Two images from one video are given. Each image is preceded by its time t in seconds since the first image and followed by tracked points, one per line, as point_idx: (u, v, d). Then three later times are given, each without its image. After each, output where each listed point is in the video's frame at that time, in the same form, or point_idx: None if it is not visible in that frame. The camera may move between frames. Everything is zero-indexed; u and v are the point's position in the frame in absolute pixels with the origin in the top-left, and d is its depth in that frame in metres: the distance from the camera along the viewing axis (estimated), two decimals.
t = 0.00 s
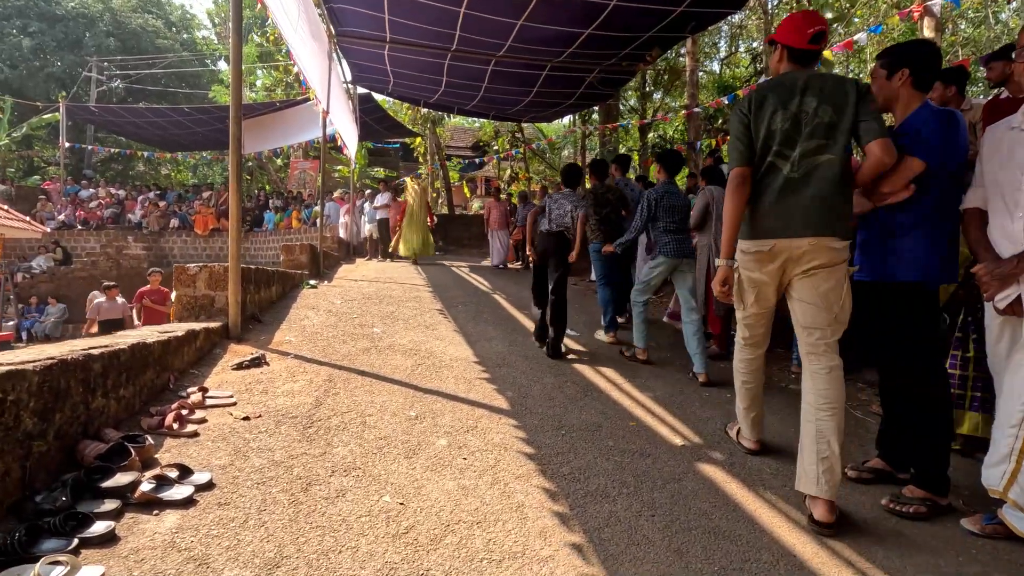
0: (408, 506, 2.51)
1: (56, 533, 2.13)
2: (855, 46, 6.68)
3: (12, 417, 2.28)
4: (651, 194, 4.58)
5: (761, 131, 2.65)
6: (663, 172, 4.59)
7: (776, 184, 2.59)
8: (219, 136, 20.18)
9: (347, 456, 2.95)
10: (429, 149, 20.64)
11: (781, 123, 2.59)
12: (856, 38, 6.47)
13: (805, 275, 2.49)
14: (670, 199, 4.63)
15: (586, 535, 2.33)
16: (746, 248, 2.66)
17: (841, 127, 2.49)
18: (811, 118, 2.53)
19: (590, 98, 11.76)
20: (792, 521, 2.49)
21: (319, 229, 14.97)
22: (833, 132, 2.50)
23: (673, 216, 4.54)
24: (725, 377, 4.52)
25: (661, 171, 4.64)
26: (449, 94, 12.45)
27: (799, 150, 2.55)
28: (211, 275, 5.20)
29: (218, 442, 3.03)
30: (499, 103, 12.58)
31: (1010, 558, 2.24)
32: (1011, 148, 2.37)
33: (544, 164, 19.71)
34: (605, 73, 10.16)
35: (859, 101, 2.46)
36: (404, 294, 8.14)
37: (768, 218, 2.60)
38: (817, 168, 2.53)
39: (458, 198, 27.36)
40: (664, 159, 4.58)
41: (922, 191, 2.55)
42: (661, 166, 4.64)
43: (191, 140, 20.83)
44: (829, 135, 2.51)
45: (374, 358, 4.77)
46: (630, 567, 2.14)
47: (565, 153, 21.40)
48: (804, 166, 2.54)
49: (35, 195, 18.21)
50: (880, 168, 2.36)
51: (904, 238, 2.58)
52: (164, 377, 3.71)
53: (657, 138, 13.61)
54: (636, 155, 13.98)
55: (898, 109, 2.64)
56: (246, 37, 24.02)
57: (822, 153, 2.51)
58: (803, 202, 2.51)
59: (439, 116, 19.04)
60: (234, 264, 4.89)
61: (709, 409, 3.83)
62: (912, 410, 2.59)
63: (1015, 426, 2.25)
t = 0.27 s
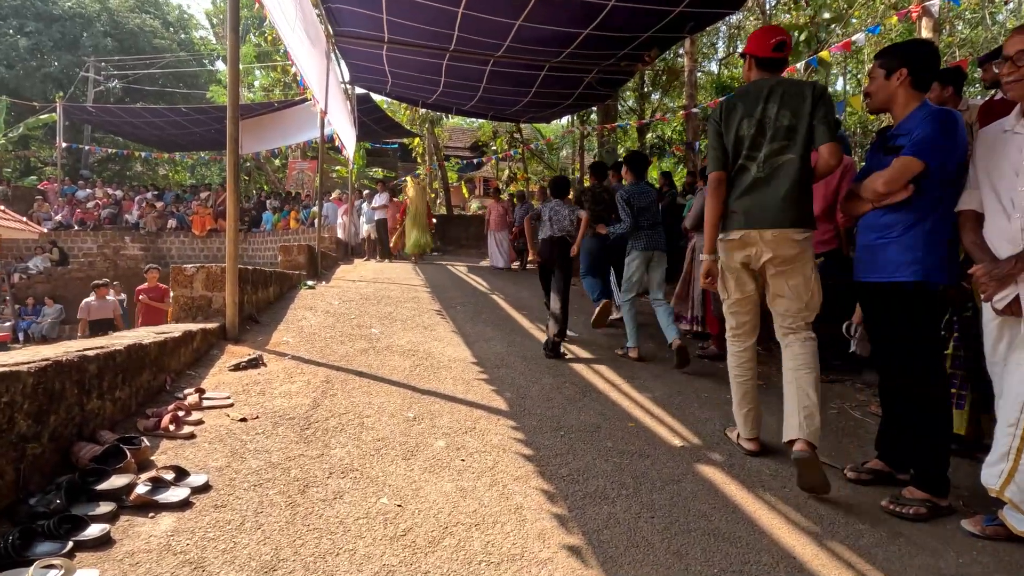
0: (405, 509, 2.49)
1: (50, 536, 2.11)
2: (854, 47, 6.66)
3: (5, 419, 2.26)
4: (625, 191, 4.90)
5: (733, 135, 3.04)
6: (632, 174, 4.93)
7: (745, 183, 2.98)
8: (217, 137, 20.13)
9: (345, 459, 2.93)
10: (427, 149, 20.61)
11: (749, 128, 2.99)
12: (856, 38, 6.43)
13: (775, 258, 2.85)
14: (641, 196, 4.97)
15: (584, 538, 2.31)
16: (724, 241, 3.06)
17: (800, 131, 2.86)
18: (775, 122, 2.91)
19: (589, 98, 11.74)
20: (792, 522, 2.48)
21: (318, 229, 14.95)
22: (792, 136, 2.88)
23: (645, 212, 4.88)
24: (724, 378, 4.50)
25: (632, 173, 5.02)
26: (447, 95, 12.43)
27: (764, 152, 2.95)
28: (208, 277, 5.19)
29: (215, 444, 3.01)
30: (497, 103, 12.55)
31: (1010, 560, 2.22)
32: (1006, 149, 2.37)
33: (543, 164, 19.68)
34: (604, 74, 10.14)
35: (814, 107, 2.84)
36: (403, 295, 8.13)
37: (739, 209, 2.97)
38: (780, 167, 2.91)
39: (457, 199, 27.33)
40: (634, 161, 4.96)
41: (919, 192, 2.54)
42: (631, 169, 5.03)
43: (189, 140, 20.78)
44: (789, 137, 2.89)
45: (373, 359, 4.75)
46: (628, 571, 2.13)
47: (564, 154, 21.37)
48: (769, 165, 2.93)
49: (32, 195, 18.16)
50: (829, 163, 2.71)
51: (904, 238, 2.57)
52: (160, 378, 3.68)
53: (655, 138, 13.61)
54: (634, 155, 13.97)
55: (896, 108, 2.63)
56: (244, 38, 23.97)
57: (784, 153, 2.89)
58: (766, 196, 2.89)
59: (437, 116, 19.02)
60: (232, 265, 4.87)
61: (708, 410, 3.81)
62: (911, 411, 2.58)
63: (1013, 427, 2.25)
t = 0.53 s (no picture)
0: (403, 512, 2.48)
1: (45, 539, 2.10)
2: (851, 47, 6.66)
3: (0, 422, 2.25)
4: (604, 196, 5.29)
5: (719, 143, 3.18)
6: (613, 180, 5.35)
7: (732, 189, 3.13)
8: (214, 137, 20.08)
9: (343, 461, 2.92)
10: (425, 150, 20.58)
11: (732, 137, 3.12)
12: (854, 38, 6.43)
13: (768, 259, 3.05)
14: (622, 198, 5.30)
15: (583, 540, 2.31)
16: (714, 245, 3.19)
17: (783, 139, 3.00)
18: (759, 131, 3.04)
19: (587, 99, 11.73)
20: (791, 525, 2.47)
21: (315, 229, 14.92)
22: (775, 142, 3.02)
23: (624, 213, 5.26)
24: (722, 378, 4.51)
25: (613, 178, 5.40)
26: (445, 95, 12.42)
27: (749, 159, 3.08)
28: (206, 278, 5.17)
29: (212, 445, 3.00)
30: (495, 104, 12.53)
31: (1009, 562, 2.22)
32: (1005, 151, 2.37)
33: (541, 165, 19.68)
34: (602, 74, 10.14)
35: (796, 117, 2.97)
36: (400, 296, 8.12)
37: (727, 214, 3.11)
38: (765, 174, 3.05)
39: (455, 200, 27.30)
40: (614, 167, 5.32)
41: (918, 193, 2.54)
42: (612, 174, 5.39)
43: (187, 141, 20.73)
44: (773, 146, 3.03)
45: (371, 360, 4.74)
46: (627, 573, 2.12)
47: (562, 154, 21.36)
48: (754, 172, 3.07)
49: (29, 196, 18.09)
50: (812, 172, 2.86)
51: (902, 239, 2.58)
52: (157, 380, 3.67)
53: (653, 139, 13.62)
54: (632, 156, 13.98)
55: (894, 109, 2.63)
56: (242, 38, 23.93)
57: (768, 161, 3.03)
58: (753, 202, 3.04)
59: (435, 116, 19.00)
60: (229, 266, 4.85)
61: (707, 411, 3.81)
62: (910, 412, 2.58)
63: (1012, 430, 2.26)
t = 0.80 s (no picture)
0: (403, 513, 2.47)
1: (44, 540, 2.10)
2: (850, 48, 6.68)
3: None
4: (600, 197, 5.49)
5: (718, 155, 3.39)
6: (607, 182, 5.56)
7: (729, 196, 3.31)
8: (213, 137, 20.05)
9: (342, 462, 2.92)
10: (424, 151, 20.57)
11: (730, 150, 3.34)
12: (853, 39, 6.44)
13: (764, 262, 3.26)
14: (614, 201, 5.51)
15: (583, 541, 2.30)
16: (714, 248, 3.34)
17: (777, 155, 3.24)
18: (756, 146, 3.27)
19: (587, 99, 11.74)
20: (791, 525, 2.48)
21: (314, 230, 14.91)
22: (770, 157, 3.25)
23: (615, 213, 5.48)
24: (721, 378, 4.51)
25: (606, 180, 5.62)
26: (445, 96, 12.41)
27: (745, 171, 3.30)
28: (205, 278, 5.16)
29: (211, 446, 3.00)
30: (495, 104, 12.53)
31: (1008, 563, 2.22)
32: (1012, 150, 2.35)
33: (540, 165, 19.69)
34: (601, 75, 10.15)
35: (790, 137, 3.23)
36: (400, 296, 8.11)
37: (725, 220, 3.28)
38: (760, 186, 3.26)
39: (454, 200, 27.28)
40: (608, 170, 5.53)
41: (918, 194, 2.54)
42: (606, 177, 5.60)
43: (185, 141, 20.69)
44: (768, 160, 3.26)
45: (370, 361, 4.73)
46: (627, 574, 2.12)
47: (561, 155, 21.36)
48: (750, 183, 3.28)
49: (26, 196, 18.05)
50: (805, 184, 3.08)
51: (901, 239, 2.58)
52: (156, 380, 3.66)
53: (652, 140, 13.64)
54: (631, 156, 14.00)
55: (894, 110, 2.64)
56: (241, 39, 23.91)
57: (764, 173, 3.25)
58: (750, 209, 3.23)
59: (435, 117, 19.00)
60: (229, 267, 4.85)
61: (706, 411, 3.81)
62: (909, 413, 2.58)
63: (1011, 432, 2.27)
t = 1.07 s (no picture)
0: (402, 515, 2.47)
1: (42, 542, 2.09)
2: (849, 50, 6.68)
3: None
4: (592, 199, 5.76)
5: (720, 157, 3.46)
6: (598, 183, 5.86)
7: (732, 198, 3.40)
8: (212, 138, 20.04)
9: (341, 463, 2.91)
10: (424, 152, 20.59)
11: (732, 152, 3.42)
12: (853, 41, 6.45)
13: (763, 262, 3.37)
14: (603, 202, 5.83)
15: (582, 543, 2.30)
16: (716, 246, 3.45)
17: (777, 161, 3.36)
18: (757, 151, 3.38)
19: (586, 100, 11.74)
20: (790, 527, 2.48)
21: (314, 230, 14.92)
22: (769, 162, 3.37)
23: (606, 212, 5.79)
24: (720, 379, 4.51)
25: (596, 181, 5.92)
26: (445, 97, 12.42)
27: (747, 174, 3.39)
28: (204, 279, 5.15)
29: (211, 447, 3.00)
30: (494, 105, 12.53)
31: (1008, 565, 2.22)
32: None
33: (540, 166, 19.69)
34: (601, 76, 10.15)
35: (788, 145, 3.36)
36: (399, 297, 8.11)
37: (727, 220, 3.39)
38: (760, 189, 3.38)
39: (454, 201, 27.28)
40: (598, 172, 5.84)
41: (917, 196, 2.54)
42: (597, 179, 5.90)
43: (184, 142, 20.69)
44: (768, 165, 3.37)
45: (370, 362, 4.73)
46: None
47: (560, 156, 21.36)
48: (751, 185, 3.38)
49: (26, 197, 18.04)
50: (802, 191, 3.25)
51: (900, 242, 2.58)
52: (155, 382, 3.66)
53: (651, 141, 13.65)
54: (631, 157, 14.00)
55: (894, 113, 2.64)
56: (240, 40, 23.91)
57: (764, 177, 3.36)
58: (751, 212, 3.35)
59: (434, 118, 19.00)
60: (229, 268, 4.85)
61: (705, 413, 3.81)
62: (910, 415, 2.57)
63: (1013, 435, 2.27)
